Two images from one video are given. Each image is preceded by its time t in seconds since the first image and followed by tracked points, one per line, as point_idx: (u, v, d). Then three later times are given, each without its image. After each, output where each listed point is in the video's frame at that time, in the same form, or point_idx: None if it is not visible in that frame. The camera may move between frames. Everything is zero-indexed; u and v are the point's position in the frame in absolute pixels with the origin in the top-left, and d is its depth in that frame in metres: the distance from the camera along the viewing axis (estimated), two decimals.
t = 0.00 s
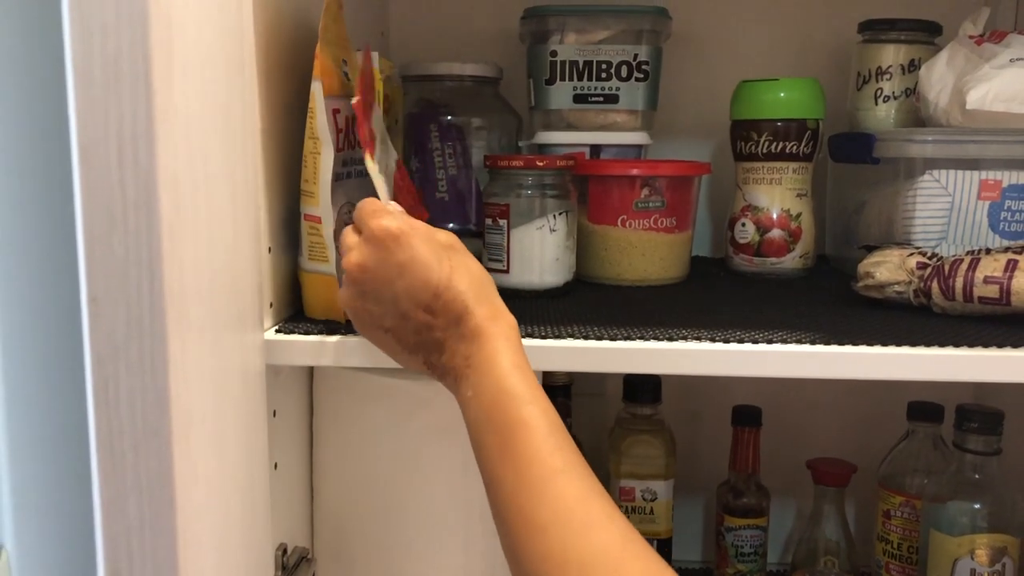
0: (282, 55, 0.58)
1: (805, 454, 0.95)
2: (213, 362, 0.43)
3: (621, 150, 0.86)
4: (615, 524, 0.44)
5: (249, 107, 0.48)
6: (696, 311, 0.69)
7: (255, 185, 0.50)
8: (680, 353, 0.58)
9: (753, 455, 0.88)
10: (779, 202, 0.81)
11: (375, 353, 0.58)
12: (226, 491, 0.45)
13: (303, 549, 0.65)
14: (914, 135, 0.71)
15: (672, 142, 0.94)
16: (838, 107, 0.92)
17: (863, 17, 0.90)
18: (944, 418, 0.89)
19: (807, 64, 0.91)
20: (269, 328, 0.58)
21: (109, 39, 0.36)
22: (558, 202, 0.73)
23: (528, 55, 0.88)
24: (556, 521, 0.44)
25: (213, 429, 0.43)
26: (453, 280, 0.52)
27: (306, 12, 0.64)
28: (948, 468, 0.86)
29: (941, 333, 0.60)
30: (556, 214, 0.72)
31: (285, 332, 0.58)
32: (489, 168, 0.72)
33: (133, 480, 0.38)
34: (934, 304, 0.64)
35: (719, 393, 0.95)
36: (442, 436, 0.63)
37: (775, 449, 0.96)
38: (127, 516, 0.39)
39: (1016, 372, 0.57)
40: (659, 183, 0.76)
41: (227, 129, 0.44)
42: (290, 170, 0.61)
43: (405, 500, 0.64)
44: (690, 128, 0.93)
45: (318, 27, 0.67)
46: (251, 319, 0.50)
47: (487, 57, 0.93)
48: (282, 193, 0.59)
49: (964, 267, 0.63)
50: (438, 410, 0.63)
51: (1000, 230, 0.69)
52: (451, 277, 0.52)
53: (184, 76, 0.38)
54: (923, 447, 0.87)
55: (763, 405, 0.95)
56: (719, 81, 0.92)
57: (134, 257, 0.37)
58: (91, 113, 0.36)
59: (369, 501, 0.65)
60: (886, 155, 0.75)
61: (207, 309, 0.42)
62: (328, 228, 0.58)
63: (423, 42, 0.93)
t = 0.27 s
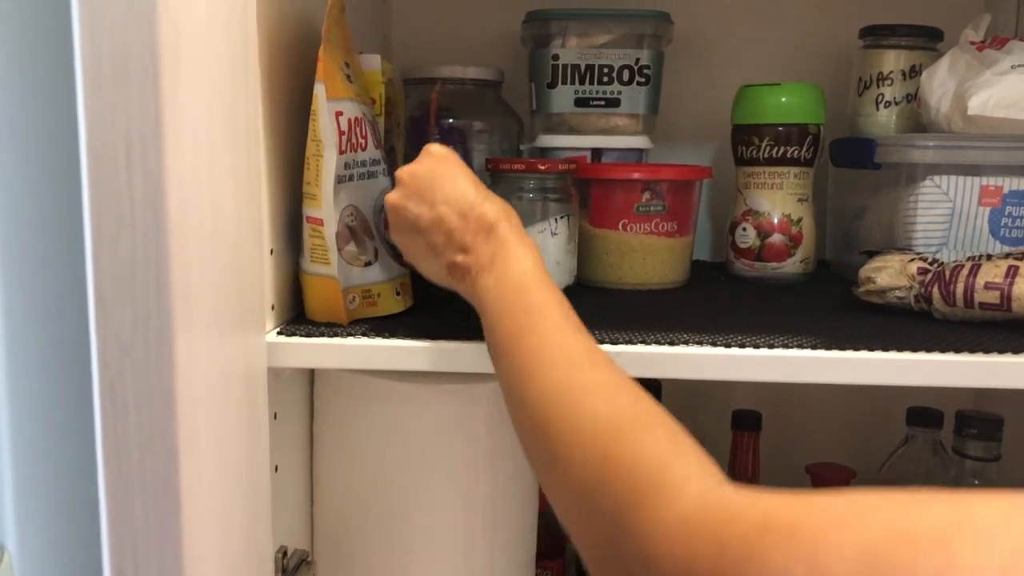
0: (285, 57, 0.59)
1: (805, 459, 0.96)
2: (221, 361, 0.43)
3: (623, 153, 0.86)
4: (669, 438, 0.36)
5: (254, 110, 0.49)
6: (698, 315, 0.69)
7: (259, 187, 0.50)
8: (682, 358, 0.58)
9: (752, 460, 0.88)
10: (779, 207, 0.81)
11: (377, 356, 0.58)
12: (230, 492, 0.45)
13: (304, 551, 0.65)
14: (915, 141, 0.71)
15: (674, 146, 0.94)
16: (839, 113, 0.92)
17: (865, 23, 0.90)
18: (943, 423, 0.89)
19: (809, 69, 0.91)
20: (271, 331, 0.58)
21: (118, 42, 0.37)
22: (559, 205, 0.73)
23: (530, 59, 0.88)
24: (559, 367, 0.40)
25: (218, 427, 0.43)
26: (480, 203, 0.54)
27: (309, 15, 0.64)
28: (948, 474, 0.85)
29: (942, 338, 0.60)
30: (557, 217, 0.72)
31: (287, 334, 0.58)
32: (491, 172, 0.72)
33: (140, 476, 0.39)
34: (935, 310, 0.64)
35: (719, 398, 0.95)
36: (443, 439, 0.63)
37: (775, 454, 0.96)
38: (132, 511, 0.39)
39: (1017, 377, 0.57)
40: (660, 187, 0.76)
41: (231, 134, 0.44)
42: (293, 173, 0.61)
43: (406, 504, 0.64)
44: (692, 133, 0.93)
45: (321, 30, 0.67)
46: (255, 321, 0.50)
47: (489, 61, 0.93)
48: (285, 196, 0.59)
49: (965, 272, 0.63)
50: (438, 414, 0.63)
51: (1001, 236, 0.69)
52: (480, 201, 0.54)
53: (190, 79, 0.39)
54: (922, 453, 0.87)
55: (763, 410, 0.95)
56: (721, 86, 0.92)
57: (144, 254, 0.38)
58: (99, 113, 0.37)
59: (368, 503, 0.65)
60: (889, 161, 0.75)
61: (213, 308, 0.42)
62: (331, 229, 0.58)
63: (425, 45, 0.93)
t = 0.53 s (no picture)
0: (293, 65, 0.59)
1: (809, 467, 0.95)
2: (234, 368, 0.44)
3: (629, 160, 0.86)
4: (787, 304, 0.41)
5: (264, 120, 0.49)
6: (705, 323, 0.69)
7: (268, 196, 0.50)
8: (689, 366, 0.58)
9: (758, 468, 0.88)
10: (786, 215, 0.82)
11: (385, 363, 0.58)
12: (240, 499, 0.45)
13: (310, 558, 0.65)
14: (922, 150, 0.71)
15: (679, 154, 0.94)
16: (844, 121, 0.92)
17: (871, 31, 0.90)
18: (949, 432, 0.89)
19: (814, 77, 0.92)
20: (279, 338, 0.58)
21: (138, 56, 0.37)
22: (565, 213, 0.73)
23: (536, 66, 0.88)
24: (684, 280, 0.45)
25: (230, 433, 0.44)
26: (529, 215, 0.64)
27: (317, 23, 0.64)
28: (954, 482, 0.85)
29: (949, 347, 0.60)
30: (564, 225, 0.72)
31: (295, 341, 0.58)
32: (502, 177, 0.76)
33: (157, 481, 0.40)
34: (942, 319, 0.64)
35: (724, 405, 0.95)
36: (451, 446, 0.63)
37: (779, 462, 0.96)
38: (148, 516, 0.40)
39: None
40: (666, 195, 0.76)
41: (241, 143, 0.44)
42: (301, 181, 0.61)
43: (412, 511, 0.64)
44: (697, 140, 0.93)
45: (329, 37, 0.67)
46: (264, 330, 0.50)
47: (495, 68, 0.93)
48: (293, 203, 0.59)
49: (972, 282, 0.63)
50: (445, 421, 0.63)
51: (1009, 245, 0.70)
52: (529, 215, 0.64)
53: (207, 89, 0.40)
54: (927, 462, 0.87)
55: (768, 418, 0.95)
56: (726, 94, 0.92)
57: (163, 262, 0.38)
58: (120, 124, 0.37)
59: (376, 510, 0.65)
60: (896, 169, 0.74)
61: (227, 316, 0.43)
62: (339, 236, 0.58)
63: (431, 52, 0.93)
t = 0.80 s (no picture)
0: (306, 73, 0.59)
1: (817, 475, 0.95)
2: (253, 375, 0.45)
3: (637, 168, 0.86)
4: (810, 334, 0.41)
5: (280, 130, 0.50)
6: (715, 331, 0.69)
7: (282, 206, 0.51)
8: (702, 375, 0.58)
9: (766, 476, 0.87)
10: (794, 224, 0.82)
11: (397, 372, 0.58)
12: (256, 505, 0.46)
13: (320, 565, 0.65)
14: (932, 158, 0.71)
15: (687, 162, 0.94)
16: (853, 129, 0.92)
17: (880, 40, 0.90)
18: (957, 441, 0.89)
19: (824, 85, 0.92)
20: (290, 345, 0.58)
21: (163, 67, 0.39)
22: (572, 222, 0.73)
23: (545, 74, 0.88)
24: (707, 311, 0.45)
25: (250, 439, 0.45)
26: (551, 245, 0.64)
27: (329, 31, 0.64)
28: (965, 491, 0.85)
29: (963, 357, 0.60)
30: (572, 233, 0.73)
31: (306, 348, 0.58)
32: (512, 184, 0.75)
33: (177, 482, 0.41)
34: (952, 328, 0.64)
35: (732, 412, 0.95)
36: (461, 455, 0.63)
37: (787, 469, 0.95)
38: (168, 516, 0.41)
39: None
40: (675, 203, 0.76)
41: (258, 150, 0.45)
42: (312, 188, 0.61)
43: (421, 520, 0.64)
44: (706, 148, 0.93)
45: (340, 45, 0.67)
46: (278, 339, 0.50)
47: (504, 75, 0.93)
48: (305, 210, 0.60)
49: (984, 291, 0.63)
50: (456, 429, 0.63)
51: (1019, 254, 0.70)
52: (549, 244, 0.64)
53: (230, 102, 0.41)
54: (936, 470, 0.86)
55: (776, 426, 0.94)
56: (735, 102, 0.92)
57: (188, 274, 0.40)
58: (144, 136, 0.39)
59: (385, 518, 0.65)
60: (905, 178, 0.74)
61: (246, 324, 0.44)
62: (349, 244, 0.58)
63: (440, 60, 0.93)
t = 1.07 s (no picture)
0: (312, 79, 0.59)
1: (820, 480, 0.95)
2: (264, 384, 0.46)
3: (640, 174, 0.86)
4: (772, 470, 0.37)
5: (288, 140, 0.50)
6: (719, 338, 0.69)
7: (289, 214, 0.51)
8: (708, 382, 0.58)
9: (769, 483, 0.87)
10: (798, 230, 0.82)
11: (403, 378, 0.58)
12: (266, 512, 0.46)
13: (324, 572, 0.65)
14: (936, 165, 0.72)
15: (690, 168, 0.94)
16: (856, 135, 0.92)
17: (882, 47, 0.91)
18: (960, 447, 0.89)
19: (827, 91, 0.92)
20: (296, 351, 0.58)
21: (181, 77, 0.39)
22: (579, 228, 0.73)
23: (548, 80, 0.89)
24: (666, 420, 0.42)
25: (261, 448, 0.45)
26: (524, 245, 0.57)
27: (335, 37, 0.64)
28: (968, 497, 0.85)
29: (969, 364, 0.60)
30: (580, 239, 0.72)
31: (312, 355, 0.58)
32: (512, 192, 0.73)
33: (192, 497, 0.41)
34: (956, 335, 0.64)
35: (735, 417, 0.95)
36: (466, 461, 0.63)
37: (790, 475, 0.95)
38: (184, 530, 0.42)
39: None
40: (679, 210, 0.77)
41: (268, 158, 0.45)
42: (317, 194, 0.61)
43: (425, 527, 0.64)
44: (709, 154, 0.93)
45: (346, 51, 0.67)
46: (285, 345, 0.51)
47: (507, 81, 0.93)
48: (310, 217, 0.60)
49: (988, 298, 0.63)
50: (461, 436, 0.63)
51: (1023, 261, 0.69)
52: (524, 244, 0.57)
53: (245, 115, 0.41)
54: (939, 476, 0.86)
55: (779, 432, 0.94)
56: (738, 108, 0.92)
57: (203, 292, 0.40)
58: (161, 153, 0.39)
59: (389, 525, 0.65)
60: (909, 185, 0.75)
61: (259, 333, 0.45)
62: (356, 250, 0.58)
63: (443, 66, 0.94)
